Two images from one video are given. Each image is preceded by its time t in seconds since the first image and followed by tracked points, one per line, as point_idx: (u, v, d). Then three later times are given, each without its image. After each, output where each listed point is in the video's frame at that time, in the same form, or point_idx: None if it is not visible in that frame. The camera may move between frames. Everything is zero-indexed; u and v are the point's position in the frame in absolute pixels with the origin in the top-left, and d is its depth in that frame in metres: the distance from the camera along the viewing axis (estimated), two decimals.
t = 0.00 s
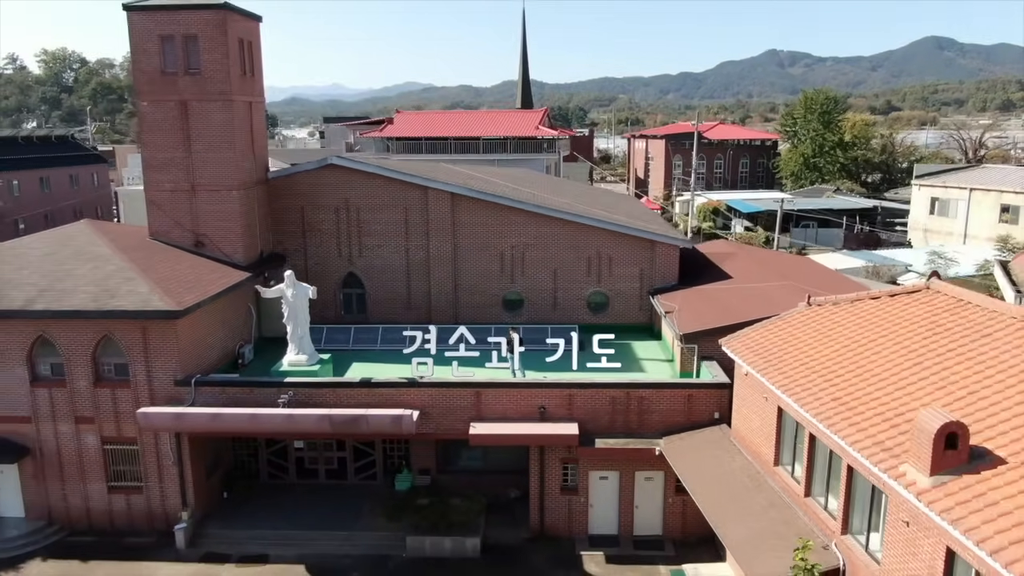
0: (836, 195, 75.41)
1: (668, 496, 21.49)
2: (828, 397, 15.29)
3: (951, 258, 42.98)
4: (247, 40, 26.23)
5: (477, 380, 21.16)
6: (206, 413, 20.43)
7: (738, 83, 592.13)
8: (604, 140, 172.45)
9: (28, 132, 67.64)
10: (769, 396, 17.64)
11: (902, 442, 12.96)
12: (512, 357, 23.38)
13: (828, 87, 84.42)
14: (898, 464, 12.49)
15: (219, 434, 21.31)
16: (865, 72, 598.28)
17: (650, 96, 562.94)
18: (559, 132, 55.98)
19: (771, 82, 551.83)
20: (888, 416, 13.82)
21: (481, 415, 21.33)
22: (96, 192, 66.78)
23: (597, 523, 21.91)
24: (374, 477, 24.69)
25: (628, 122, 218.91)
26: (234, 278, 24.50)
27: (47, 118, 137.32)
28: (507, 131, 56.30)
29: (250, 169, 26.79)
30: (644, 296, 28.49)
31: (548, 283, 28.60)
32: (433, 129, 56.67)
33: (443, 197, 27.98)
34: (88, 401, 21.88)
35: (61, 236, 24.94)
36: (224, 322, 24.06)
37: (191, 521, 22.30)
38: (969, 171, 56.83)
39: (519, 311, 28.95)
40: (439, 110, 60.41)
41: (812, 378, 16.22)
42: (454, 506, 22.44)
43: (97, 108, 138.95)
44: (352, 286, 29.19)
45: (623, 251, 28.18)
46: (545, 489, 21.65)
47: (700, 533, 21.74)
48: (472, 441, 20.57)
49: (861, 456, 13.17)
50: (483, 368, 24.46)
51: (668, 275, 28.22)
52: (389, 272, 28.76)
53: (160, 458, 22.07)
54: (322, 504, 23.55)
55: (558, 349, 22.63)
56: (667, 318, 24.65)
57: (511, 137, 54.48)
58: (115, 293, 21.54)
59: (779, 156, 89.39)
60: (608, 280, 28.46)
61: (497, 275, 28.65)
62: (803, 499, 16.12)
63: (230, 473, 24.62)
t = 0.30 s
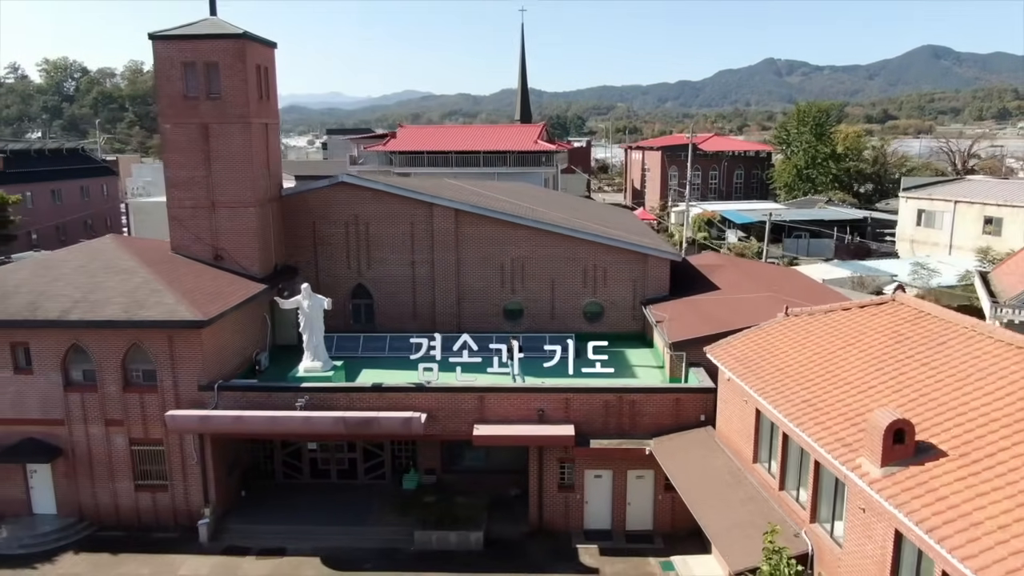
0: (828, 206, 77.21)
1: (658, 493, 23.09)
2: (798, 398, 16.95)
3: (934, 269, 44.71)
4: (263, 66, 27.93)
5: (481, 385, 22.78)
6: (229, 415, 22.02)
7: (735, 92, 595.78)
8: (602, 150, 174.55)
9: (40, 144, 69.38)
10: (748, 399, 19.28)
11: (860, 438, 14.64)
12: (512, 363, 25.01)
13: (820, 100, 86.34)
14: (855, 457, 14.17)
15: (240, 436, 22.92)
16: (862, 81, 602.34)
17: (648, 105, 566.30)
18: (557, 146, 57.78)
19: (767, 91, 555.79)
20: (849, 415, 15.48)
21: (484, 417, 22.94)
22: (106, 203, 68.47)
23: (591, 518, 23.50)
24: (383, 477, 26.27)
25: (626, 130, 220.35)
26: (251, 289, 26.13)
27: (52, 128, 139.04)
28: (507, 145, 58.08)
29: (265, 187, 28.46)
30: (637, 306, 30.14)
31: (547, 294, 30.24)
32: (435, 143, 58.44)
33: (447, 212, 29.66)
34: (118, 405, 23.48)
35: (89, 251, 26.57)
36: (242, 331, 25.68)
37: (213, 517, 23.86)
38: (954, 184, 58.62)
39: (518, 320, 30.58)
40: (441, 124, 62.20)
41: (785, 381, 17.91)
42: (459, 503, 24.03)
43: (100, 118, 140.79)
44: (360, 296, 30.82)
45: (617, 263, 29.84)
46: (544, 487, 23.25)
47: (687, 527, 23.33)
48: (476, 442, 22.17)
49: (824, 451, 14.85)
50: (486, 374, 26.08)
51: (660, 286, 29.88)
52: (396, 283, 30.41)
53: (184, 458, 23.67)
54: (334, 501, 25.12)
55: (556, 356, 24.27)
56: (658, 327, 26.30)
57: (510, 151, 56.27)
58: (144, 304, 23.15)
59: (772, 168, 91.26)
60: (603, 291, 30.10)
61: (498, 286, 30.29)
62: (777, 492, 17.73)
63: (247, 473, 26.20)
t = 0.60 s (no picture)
0: (821, 217, 78.95)
1: (649, 491, 24.69)
2: (774, 401, 18.56)
3: (918, 279, 46.41)
4: (278, 89, 29.63)
5: (483, 391, 24.39)
6: (249, 419, 23.59)
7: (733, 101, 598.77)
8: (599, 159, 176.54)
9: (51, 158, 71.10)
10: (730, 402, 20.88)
11: (826, 436, 16.25)
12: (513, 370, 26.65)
13: (813, 112, 88.18)
14: (821, 454, 15.76)
15: (258, 437, 24.49)
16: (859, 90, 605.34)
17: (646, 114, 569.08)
18: (555, 159, 59.53)
19: (765, 100, 558.40)
20: (818, 416, 17.09)
21: (486, 421, 24.54)
22: (115, 214, 70.14)
23: (586, 516, 25.08)
24: (390, 477, 27.84)
25: (624, 140, 221.68)
26: (267, 300, 27.77)
27: (58, 139, 140.85)
28: (507, 158, 59.81)
29: (279, 203, 30.11)
30: (630, 316, 31.78)
31: (545, 304, 31.87)
32: (437, 156, 60.16)
33: (450, 227, 31.32)
34: (143, 409, 25.08)
35: (113, 264, 28.20)
36: (258, 340, 27.29)
37: (232, 514, 25.43)
38: (941, 196, 60.33)
39: (518, 329, 32.19)
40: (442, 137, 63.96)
41: (763, 386, 19.53)
42: (463, 501, 25.60)
43: (105, 129, 142.67)
44: (368, 306, 32.43)
45: (612, 275, 31.49)
46: (542, 486, 24.84)
47: (677, 524, 24.91)
48: (479, 443, 23.76)
49: (794, 448, 16.46)
50: (488, 380, 27.65)
51: (652, 297, 31.54)
52: (402, 294, 32.05)
53: (205, 458, 25.28)
54: (345, 500, 26.68)
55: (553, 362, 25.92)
56: (650, 336, 27.94)
57: (510, 165, 58.01)
58: (168, 314, 24.77)
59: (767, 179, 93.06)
60: (599, 301, 31.74)
61: (499, 297, 31.92)
62: (756, 488, 19.30)
63: (262, 473, 27.77)
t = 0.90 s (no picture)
0: (813, 227, 80.67)
1: (640, 490, 26.28)
2: (752, 404, 20.18)
3: (903, 289, 48.11)
4: (290, 111, 31.35)
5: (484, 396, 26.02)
6: (265, 421, 25.16)
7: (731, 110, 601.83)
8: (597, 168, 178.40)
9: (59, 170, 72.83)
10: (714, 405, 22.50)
11: (796, 436, 17.89)
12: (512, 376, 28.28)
13: (806, 125, 90.03)
14: (791, 451, 17.39)
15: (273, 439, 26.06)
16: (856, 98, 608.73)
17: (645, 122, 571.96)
18: (553, 172, 61.23)
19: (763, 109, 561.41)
20: (791, 418, 18.71)
21: (487, 423, 26.14)
22: (123, 225, 71.69)
23: (581, 513, 26.65)
24: (396, 478, 29.41)
25: (622, 149, 223.75)
26: (280, 310, 29.40)
27: (61, 148, 142.48)
28: (506, 170, 61.53)
29: (291, 217, 31.77)
30: (624, 325, 33.42)
31: (543, 313, 33.50)
32: (438, 169, 61.87)
33: (453, 241, 32.97)
34: (164, 412, 26.67)
35: (134, 276, 29.82)
36: (272, 347, 28.94)
37: (247, 512, 26.98)
38: (928, 208, 62.06)
39: (517, 337, 33.80)
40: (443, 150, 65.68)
41: (743, 391, 21.16)
42: (465, 500, 27.16)
43: (109, 138, 144.32)
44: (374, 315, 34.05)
45: (606, 286, 33.15)
46: (539, 485, 26.43)
47: (666, 521, 26.48)
48: (480, 445, 25.35)
49: (767, 447, 18.11)
50: (488, 385, 29.26)
51: (644, 306, 33.20)
52: (406, 304, 33.67)
53: (222, 459, 26.87)
54: (353, 499, 28.23)
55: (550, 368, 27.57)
56: (641, 344, 29.61)
57: (509, 178, 59.72)
58: (188, 323, 26.39)
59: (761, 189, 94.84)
60: (594, 310, 33.38)
61: (499, 307, 33.55)
62: (736, 485, 20.89)
63: (275, 474, 29.34)
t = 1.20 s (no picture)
0: (807, 236, 82.33)
1: (632, 490, 27.86)
2: (733, 408, 21.82)
3: (889, 298, 49.73)
4: (300, 130, 33.05)
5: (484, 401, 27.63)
6: (279, 425, 26.76)
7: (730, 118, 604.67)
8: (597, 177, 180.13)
9: (69, 181, 74.47)
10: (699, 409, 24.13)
11: (771, 436, 19.52)
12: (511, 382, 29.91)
13: (800, 136, 91.78)
14: (765, 451, 19.03)
15: (286, 442, 27.65)
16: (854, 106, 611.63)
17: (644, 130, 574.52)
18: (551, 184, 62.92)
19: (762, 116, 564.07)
20: (767, 420, 20.35)
21: (488, 427, 27.75)
22: (132, 235, 73.31)
23: (576, 512, 28.22)
24: (401, 479, 30.98)
25: (621, 157, 225.67)
26: (291, 320, 31.03)
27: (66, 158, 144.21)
28: (506, 182, 63.21)
29: (301, 231, 33.44)
30: (618, 333, 35.04)
31: (541, 322, 35.11)
32: (439, 181, 63.56)
33: (455, 253, 34.61)
34: (183, 416, 28.28)
35: (153, 287, 31.47)
36: (284, 355, 30.57)
37: (261, 511, 28.54)
38: (917, 219, 63.71)
39: (516, 345, 35.43)
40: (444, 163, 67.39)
41: (725, 395, 22.79)
42: (467, 499, 28.72)
43: (113, 148, 146.03)
44: (380, 324, 35.69)
45: (601, 296, 34.78)
46: (537, 485, 28.02)
47: (657, 519, 28.05)
48: (481, 447, 26.94)
49: (745, 446, 19.74)
50: (489, 391, 30.88)
51: (637, 316, 34.84)
52: (410, 313, 35.31)
53: (237, 460, 28.45)
54: (361, 498, 29.80)
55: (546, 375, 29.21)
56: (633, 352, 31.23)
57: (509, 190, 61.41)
58: (206, 332, 28.01)
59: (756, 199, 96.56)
60: (589, 320, 35.01)
61: (498, 316, 35.18)
62: (719, 483, 22.47)
63: (286, 475, 30.93)
